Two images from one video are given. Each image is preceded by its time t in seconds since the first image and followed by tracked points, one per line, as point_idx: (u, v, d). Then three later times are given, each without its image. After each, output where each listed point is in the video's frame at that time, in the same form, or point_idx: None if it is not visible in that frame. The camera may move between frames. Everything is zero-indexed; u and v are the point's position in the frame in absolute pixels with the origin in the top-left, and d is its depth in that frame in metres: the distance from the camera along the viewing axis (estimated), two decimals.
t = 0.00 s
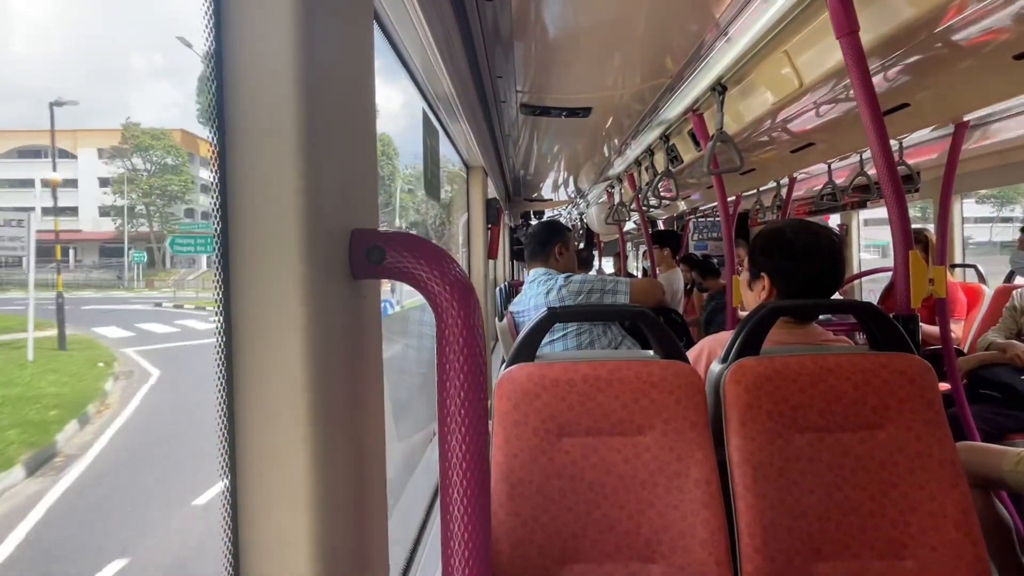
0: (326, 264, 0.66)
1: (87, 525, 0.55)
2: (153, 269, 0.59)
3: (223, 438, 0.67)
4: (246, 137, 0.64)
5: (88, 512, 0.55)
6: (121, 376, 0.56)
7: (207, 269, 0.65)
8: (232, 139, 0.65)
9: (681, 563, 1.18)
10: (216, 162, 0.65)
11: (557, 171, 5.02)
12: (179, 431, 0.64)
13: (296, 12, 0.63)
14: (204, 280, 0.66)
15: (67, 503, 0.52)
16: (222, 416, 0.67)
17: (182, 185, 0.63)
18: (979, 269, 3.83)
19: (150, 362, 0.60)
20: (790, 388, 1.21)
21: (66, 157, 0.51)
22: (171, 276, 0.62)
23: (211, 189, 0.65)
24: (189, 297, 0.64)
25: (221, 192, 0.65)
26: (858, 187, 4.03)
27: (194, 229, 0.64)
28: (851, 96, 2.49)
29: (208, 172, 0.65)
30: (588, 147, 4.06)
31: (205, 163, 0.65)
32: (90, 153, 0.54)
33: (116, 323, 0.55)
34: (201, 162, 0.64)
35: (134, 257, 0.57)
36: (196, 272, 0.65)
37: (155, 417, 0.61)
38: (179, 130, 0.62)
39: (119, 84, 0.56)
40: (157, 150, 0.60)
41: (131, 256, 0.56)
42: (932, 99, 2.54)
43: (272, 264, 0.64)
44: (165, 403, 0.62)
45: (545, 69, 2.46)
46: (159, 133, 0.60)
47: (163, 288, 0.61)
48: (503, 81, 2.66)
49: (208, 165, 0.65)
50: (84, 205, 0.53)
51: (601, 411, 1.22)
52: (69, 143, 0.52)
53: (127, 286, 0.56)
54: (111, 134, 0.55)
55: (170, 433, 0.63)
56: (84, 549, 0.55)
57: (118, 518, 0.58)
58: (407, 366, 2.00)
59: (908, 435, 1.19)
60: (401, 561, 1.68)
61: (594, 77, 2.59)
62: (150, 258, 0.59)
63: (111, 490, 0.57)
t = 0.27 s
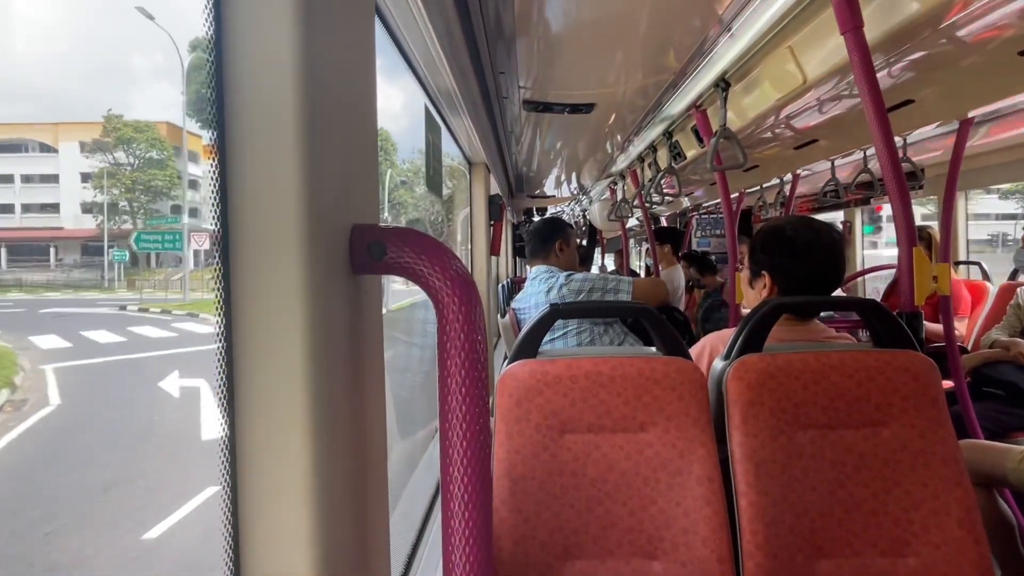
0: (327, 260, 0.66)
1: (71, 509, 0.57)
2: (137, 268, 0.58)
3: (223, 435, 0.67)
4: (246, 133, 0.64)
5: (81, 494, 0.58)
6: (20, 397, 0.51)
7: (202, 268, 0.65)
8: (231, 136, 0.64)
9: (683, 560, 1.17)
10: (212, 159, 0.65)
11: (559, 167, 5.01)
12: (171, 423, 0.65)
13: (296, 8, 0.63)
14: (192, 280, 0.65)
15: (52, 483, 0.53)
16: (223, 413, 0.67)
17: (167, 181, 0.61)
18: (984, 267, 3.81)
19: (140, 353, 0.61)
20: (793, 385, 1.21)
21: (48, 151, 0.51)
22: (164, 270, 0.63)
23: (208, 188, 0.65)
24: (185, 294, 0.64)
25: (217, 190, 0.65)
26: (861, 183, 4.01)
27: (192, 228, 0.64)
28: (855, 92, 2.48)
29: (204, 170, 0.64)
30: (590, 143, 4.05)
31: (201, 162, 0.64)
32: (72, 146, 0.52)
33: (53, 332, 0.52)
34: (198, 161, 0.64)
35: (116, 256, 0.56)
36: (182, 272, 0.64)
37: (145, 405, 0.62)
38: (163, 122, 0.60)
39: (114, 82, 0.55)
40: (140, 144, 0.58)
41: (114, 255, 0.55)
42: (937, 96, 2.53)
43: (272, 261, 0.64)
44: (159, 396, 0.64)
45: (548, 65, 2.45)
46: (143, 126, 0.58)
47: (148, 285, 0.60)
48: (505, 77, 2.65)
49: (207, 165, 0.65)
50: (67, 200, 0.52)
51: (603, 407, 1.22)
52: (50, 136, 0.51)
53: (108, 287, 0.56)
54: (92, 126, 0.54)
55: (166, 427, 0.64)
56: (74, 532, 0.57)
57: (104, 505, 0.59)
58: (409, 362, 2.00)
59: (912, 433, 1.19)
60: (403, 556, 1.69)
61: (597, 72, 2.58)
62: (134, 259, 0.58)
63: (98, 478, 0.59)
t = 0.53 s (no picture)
0: (324, 257, 0.66)
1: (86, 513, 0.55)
2: (115, 268, 0.55)
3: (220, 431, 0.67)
4: (243, 130, 0.63)
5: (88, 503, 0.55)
6: None
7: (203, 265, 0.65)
8: (227, 134, 0.64)
9: (682, 557, 1.18)
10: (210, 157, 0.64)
11: (559, 165, 5.00)
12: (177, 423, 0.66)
13: (293, 5, 0.62)
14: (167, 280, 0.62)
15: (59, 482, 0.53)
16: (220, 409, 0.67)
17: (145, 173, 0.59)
18: (984, 264, 3.81)
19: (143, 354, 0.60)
20: (792, 383, 1.20)
21: (22, 144, 0.48)
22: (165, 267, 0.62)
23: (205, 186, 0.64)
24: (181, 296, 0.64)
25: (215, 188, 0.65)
26: (862, 181, 4.01)
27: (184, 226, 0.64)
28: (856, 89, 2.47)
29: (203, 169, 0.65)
30: (591, 140, 4.04)
31: (189, 158, 0.64)
32: (47, 139, 0.50)
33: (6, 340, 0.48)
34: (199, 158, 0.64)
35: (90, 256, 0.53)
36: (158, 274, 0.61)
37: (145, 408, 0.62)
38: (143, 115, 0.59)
39: (108, 76, 0.55)
40: (117, 136, 0.56)
41: (88, 253, 0.53)
42: (939, 93, 2.52)
43: (269, 257, 0.64)
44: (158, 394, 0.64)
45: (548, 63, 2.45)
46: (120, 117, 0.56)
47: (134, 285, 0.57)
48: (506, 75, 2.65)
49: (192, 158, 0.64)
50: (43, 197, 0.49)
51: (603, 405, 1.22)
52: (25, 129, 0.48)
53: (83, 287, 0.53)
54: (68, 118, 0.52)
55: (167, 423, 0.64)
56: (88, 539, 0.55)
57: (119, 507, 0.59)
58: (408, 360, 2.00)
59: (912, 431, 1.19)
60: (402, 553, 1.69)
61: (598, 69, 2.57)
62: (112, 258, 0.55)
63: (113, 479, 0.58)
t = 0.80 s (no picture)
0: (324, 257, 0.66)
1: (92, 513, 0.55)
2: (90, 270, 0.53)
3: (220, 432, 0.67)
4: (242, 131, 0.64)
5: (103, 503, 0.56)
6: None
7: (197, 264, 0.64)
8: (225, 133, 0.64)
9: (684, 558, 1.17)
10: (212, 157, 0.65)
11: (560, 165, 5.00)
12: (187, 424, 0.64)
13: (294, 6, 0.62)
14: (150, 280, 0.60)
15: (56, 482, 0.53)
16: (220, 411, 0.67)
17: (123, 169, 0.56)
18: (985, 263, 3.81)
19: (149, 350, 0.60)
20: (794, 383, 1.20)
21: None
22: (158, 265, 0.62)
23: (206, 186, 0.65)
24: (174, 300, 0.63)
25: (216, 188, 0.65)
26: (863, 181, 4.00)
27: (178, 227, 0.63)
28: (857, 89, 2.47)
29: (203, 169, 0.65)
30: (592, 141, 4.04)
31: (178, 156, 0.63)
32: (21, 135, 0.48)
33: None
34: (198, 157, 0.64)
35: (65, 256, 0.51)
36: (144, 273, 0.59)
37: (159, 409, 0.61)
38: (123, 108, 0.56)
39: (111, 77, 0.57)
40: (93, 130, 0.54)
41: (63, 255, 0.50)
42: (940, 92, 2.52)
43: (269, 258, 0.64)
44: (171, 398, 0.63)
45: (549, 63, 2.45)
46: (96, 110, 0.54)
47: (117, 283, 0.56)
48: (506, 76, 2.65)
49: (176, 154, 0.63)
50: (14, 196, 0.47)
51: (604, 406, 1.22)
52: None
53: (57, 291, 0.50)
54: (43, 112, 0.49)
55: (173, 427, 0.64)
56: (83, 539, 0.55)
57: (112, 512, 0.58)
58: (410, 361, 2.00)
59: (914, 430, 1.19)
60: (403, 554, 1.69)
61: (598, 70, 2.57)
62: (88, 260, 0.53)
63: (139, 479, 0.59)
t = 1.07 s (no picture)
0: (326, 258, 0.66)
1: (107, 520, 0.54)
2: (61, 275, 0.48)
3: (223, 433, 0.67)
4: (244, 131, 0.64)
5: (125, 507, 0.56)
6: None
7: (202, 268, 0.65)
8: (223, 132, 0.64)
9: (685, 558, 1.17)
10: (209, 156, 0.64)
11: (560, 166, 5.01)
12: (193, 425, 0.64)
13: (296, 7, 0.63)
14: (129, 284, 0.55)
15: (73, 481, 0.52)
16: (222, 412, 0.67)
17: (97, 165, 0.52)
18: (986, 263, 3.81)
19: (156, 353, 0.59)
20: (795, 383, 1.20)
21: None
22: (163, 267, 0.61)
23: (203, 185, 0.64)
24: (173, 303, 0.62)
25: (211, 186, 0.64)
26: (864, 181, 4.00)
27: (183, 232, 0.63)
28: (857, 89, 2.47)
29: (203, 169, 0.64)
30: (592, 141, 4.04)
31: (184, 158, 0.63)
32: None
33: None
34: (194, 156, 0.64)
35: (27, 258, 0.45)
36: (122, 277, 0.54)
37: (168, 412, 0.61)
38: (98, 100, 0.52)
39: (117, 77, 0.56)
40: (64, 123, 0.49)
41: (26, 256, 0.45)
42: (941, 92, 2.52)
43: (272, 258, 0.64)
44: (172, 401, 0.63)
45: (549, 63, 2.45)
46: (67, 101, 0.49)
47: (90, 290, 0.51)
48: (506, 76, 2.65)
49: (158, 150, 0.60)
50: None
51: (605, 406, 1.22)
52: None
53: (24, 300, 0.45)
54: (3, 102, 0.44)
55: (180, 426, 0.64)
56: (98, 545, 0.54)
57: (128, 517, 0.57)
58: (411, 361, 2.01)
59: (914, 430, 1.19)
60: (404, 555, 1.69)
61: (599, 70, 2.57)
62: (60, 265, 0.48)
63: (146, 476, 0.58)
